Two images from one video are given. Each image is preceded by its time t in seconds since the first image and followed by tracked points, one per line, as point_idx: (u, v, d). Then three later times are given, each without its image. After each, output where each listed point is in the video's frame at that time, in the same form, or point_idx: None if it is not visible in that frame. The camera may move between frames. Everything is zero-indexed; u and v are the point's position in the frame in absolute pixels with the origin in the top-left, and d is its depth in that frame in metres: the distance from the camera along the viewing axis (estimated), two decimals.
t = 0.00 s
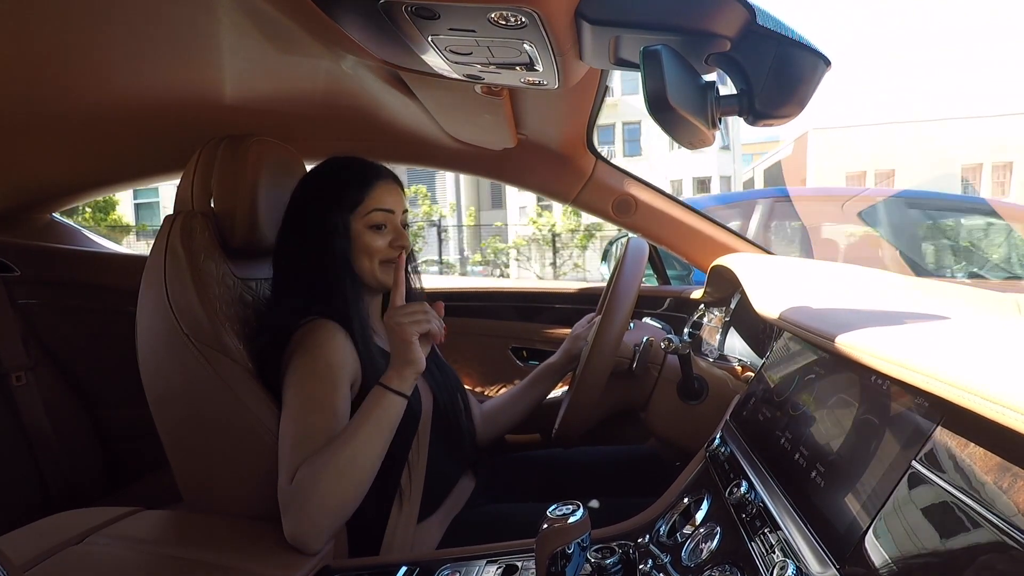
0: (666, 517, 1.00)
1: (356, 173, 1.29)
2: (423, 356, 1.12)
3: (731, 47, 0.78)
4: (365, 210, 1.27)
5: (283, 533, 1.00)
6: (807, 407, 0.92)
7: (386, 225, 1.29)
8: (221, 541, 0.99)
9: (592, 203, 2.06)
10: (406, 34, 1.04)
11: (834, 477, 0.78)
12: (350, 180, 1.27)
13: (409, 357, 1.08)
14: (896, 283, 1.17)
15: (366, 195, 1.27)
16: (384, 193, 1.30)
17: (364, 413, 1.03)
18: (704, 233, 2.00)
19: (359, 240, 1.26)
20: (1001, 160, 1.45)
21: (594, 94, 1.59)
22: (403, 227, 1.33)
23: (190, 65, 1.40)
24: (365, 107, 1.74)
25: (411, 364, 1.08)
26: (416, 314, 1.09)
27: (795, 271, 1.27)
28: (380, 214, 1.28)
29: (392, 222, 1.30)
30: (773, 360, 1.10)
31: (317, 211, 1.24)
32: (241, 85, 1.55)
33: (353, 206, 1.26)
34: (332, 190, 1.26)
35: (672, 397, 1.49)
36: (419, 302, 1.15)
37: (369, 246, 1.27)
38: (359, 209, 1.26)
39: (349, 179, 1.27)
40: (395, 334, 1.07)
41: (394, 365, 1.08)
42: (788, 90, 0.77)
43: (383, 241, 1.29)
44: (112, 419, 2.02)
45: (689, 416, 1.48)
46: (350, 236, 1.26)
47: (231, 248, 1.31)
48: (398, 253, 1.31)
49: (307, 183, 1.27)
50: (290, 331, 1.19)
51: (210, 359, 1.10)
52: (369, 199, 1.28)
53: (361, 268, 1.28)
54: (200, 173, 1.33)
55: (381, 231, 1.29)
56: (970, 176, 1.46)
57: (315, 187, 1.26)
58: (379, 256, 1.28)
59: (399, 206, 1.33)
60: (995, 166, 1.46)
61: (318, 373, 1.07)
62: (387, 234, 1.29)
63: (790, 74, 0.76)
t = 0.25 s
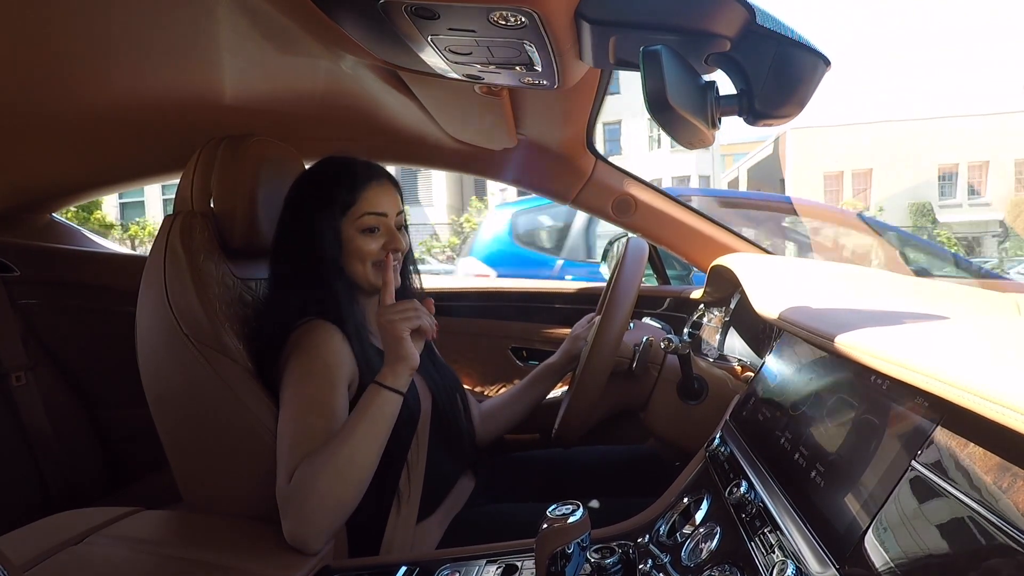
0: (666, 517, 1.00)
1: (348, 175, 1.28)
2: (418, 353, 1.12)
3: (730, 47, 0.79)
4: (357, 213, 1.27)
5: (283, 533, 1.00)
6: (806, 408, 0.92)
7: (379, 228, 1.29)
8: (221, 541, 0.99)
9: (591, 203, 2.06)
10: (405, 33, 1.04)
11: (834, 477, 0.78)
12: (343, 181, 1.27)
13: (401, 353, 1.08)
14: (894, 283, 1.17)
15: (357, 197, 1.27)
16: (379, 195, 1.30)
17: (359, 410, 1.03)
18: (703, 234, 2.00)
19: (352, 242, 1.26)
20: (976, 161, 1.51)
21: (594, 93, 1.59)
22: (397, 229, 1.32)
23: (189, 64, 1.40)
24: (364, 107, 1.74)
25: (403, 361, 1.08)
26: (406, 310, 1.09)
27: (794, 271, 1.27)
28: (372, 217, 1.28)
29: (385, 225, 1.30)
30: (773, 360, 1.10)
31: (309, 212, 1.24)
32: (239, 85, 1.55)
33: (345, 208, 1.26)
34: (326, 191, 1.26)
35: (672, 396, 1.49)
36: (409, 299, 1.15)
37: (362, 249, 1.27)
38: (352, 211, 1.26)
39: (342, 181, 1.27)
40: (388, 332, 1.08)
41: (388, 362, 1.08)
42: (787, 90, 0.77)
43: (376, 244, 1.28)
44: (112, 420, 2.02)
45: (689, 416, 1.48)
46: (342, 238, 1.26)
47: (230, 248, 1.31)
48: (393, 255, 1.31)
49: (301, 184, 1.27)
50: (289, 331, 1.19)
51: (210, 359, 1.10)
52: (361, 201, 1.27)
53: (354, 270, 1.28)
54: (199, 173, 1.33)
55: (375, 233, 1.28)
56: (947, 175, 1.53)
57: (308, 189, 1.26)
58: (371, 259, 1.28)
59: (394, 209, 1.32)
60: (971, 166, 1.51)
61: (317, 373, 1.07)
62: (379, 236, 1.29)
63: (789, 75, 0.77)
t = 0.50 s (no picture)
0: (666, 517, 1.00)
1: (346, 174, 1.27)
2: (415, 352, 1.12)
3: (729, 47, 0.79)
4: (355, 212, 1.26)
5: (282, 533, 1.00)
6: (806, 408, 0.92)
7: (376, 228, 1.28)
8: (220, 541, 0.99)
9: (591, 203, 2.06)
10: (405, 33, 1.04)
11: (834, 477, 0.78)
12: (341, 180, 1.27)
13: (398, 352, 1.08)
14: (893, 282, 1.17)
15: (355, 197, 1.27)
16: (376, 195, 1.29)
17: (357, 409, 1.03)
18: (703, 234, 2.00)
19: (349, 241, 1.26)
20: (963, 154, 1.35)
21: (594, 93, 1.59)
22: (394, 229, 1.32)
23: (189, 64, 1.40)
24: (364, 107, 1.74)
25: (400, 360, 1.08)
26: (401, 310, 1.09)
27: (794, 271, 1.27)
28: (370, 217, 1.27)
29: (382, 224, 1.29)
30: (773, 360, 1.10)
31: (306, 210, 1.24)
32: (238, 85, 1.54)
33: (343, 207, 1.26)
34: (323, 189, 1.26)
35: (672, 396, 1.49)
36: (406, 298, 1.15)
37: (359, 249, 1.27)
38: (350, 211, 1.26)
39: (340, 180, 1.27)
40: (383, 331, 1.08)
41: (385, 361, 1.08)
42: (787, 89, 0.77)
43: (373, 244, 1.28)
44: (112, 420, 2.02)
45: (688, 416, 1.48)
46: (339, 237, 1.26)
47: (230, 248, 1.31)
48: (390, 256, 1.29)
49: (298, 182, 1.27)
50: (288, 330, 1.19)
51: (209, 359, 1.10)
52: (359, 201, 1.27)
53: (352, 268, 1.28)
54: (199, 172, 1.33)
55: (372, 233, 1.28)
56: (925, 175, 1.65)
57: (305, 187, 1.26)
58: (369, 258, 1.28)
59: (391, 208, 1.31)
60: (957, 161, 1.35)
61: (315, 372, 1.07)
62: (377, 236, 1.28)
63: (788, 74, 0.76)
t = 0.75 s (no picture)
0: (666, 517, 1.00)
1: (348, 171, 1.30)
2: (418, 353, 1.12)
3: (730, 47, 0.79)
4: (358, 207, 1.29)
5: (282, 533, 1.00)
6: (806, 408, 0.92)
7: (378, 221, 1.31)
8: (220, 540, 0.99)
9: (590, 203, 2.06)
10: (404, 32, 1.03)
11: (833, 477, 0.78)
12: (343, 177, 1.28)
13: (403, 354, 1.08)
14: (893, 283, 1.17)
15: (357, 192, 1.29)
16: (376, 189, 1.32)
17: (359, 410, 1.03)
18: (702, 233, 2.01)
19: (352, 237, 1.28)
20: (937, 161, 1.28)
21: (593, 93, 1.59)
22: (394, 222, 1.35)
23: (186, 63, 1.40)
24: (363, 107, 1.74)
25: (404, 362, 1.08)
26: (406, 311, 1.09)
27: (793, 271, 1.28)
28: (372, 211, 1.30)
29: (384, 217, 1.33)
30: (772, 360, 1.10)
31: (308, 207, 1.24)
32: (238, 85, 1.54)
33: (344, 204, 1.27)
34: (325, 187, 1.26)
35: (672, 396, 1.49)
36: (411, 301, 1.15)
37: (363, 242, 1.29)
38: (353, 207, 1.28)
39: (343, 176, 1.29)
40: (388, 333, 1.07)
41: (389, 363, 1.08)
42: (787, 89, 0.77)
43: (377, 236, 1.31)
44: (112, 419, 2.02)
45: (688, 416, 1.49)
46: (347, 234, 1.27)
47: (230, 248, 1.31)
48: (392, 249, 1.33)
49: (300, 178, 1.27)
50: (288, 330, 1.19)
51: (209, 359, 1.10)
52: (361, 196, 1.29)
53: (355, 264, 1.30)
54: (198, 172, 1.32)
55: (374, 226, 1.31)
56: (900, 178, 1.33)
57: (307, 184, 1.26)
58: (375, 251, 1.30)
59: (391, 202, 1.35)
60: (926, 166, 1.30)
61: (316, 372, 1.07)
62: (380, 229, 1.31)
63: (788, 74, 0.77)
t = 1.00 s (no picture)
0: (666, 517, 1.00)
1: (348, 170, 1.30)
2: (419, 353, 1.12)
3: (730, 47, 0.79)
4: (359, 205, 1.29)
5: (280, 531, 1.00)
6: (805, 408, 0.92)
7: (380, 219, 1.32)
8: (220, 540, 0.99)
9: (589, 203, 2.06)
10: (403, 33, 1.03)
11: (832, 477, 0.78)
12: (344, 176, 1.29)
13: (404, 354, 1.08)
14: (892, 282, 1.17)
15: (358, 190, 1.29)
16: (378, 187, 1.33)
17: (361, 410, 1.03)
18: (701, 233, 2.01)
19: (353, 234, 1.28)
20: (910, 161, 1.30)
21: (593, 93, 1.59)
22: (395, 220, 1.36)
23: (185, 63, 1.40)
24: (362, 107, 1.74)
25: (406, 362, 1.08)
26: (408, 311, 1.09)
27: (793, 271, 1.28)
28: (373, 209, 1.31)
29: (385, 215, 1.33)
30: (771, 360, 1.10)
31: (308, 206, 1.24)
32: (237, 85, 1.55)
33: (346, 202, 1.27)
34: (325, 186, 1.27)
35: (672, 396, 1.49)
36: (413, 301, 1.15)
37: (365, 239, 1.29)
38: (354, 205, 1.28)
39: (344, 174, 1.29)
40: (389, 332, 1.07)
41: (390, 363, 1.08)
42: (787, 89, 0.77)
43: (379, 234, 1.31)
44: (112, 419, 2.02)
45: (687, 416, 1.49)
46: (348, 232, 1.27)
47: (229, 247, 1.31)
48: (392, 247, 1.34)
49: (300, 178, 1.28)
50: (288, 329, 1.19)
51: (210, 359, 1.10)
52: (361, 195, 1.29)
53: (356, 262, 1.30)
54: (197, 172, 1.32)
55: (375, 224, 1.31)
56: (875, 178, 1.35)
57: (308, 183, 1.26)
58: (376, 249, 1.31)
59: (392, 200, 1.36)
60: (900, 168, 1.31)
61: (316, 372, 1.07)
62: (381, 227, 1.32)
63: (788, 74, 0.77)
